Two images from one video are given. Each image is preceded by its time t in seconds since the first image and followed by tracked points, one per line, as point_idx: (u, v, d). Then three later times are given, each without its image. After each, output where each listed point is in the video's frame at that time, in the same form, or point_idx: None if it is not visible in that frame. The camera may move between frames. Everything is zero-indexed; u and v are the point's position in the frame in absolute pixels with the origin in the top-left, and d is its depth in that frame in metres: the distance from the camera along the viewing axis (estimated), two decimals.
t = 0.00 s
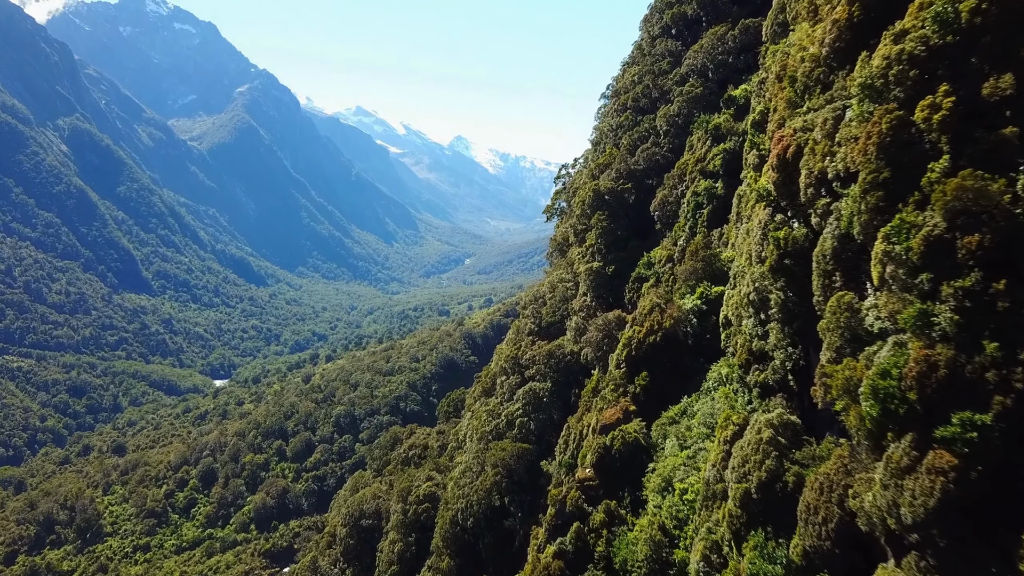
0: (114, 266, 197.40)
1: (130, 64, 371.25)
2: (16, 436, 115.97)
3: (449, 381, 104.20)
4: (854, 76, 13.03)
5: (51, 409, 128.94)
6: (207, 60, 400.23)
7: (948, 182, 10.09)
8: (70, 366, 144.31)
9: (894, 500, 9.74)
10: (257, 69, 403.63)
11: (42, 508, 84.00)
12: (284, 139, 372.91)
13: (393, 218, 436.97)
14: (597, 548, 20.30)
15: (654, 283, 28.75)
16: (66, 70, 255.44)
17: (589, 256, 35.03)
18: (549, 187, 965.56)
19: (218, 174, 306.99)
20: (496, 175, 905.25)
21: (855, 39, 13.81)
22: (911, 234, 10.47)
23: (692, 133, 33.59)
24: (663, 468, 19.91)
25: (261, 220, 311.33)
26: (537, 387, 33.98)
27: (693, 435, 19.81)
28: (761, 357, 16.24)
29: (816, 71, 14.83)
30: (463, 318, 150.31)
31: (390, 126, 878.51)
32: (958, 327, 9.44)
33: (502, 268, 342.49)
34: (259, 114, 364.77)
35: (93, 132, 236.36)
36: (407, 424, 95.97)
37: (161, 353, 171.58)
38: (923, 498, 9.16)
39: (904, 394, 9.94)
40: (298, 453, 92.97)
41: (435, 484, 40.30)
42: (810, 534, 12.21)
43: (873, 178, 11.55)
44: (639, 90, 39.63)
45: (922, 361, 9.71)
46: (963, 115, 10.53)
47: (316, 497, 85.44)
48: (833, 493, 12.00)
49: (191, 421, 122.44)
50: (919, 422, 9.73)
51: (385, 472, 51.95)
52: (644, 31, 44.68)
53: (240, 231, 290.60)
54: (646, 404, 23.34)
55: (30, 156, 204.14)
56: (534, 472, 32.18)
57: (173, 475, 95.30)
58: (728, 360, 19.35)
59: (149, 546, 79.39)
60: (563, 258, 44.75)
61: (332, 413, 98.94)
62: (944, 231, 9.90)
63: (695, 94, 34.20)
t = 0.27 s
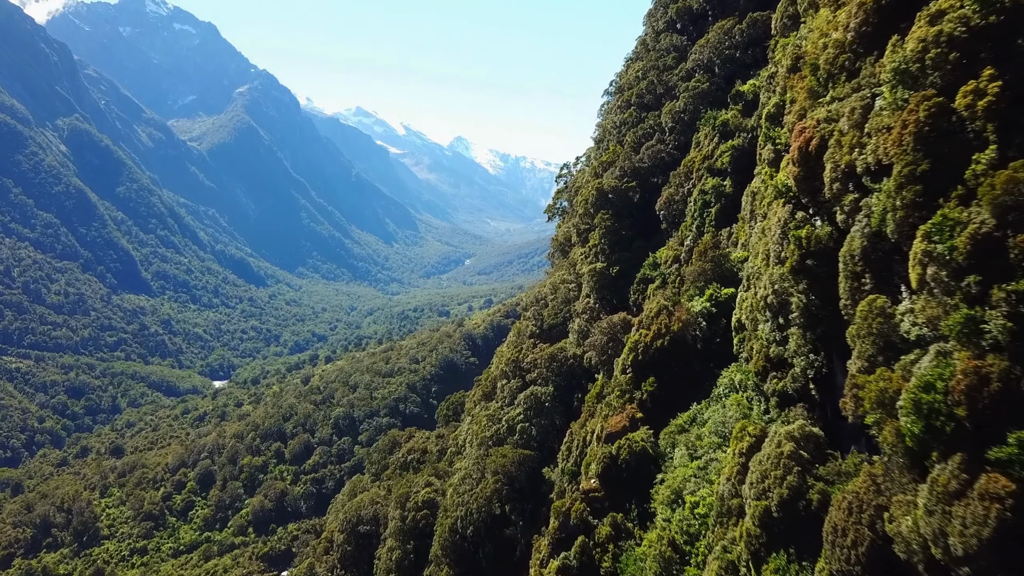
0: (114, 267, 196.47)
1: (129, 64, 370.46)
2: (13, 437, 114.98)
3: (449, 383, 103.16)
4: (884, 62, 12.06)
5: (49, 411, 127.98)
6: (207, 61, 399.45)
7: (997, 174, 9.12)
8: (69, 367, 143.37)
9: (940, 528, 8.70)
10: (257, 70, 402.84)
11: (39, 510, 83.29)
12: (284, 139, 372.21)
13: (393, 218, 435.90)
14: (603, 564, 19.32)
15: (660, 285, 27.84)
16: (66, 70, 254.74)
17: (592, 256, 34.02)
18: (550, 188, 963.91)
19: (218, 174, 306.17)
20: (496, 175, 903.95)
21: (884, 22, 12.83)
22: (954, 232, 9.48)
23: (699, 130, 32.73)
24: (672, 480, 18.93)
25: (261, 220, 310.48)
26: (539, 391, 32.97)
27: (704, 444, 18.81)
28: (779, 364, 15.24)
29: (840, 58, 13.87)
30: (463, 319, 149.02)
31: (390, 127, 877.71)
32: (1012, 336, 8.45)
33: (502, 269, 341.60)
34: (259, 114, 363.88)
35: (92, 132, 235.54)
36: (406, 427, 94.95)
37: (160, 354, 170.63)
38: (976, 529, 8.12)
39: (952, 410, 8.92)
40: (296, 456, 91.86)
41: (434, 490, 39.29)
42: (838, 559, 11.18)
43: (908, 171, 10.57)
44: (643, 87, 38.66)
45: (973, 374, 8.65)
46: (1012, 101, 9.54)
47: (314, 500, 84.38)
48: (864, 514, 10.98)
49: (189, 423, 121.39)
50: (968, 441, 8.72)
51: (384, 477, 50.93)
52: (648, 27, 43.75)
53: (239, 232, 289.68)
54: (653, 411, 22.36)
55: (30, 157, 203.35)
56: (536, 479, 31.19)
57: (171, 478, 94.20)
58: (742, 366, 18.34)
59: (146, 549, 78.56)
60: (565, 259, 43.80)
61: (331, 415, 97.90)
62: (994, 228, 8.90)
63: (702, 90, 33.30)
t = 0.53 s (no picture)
0: (113, 267, 195.50)
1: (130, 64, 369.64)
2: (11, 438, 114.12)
3: (449, 385, 102.09)
4: (921, 44, 11.06)
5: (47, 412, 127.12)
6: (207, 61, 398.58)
7: None
8: (67, 368, 142.50)
9: (999, 564, 7.70)
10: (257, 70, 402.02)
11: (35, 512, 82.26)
12: (284, 140, 371.21)
13: (393, 218, 434.77)
14: None
15: (667, 286, 26.92)
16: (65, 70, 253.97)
17: (596, 257, 33.04)
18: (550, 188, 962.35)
19: (217, 174, 305.33)
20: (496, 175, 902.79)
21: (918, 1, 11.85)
22: (1008, 230, 8.50)
23: (706, 126, 31.84)
24: (683, 491, 17.94)
25: (261, 221, 309.66)
26: (540, 395, 31.95)
27: (717, 454, 17.84)
28: (800, 372, 14.26)
29: (868, 43, 12.88)
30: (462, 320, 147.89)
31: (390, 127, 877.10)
32: None
33: (503, 269, 340.52)
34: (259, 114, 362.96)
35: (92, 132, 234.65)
36: (406, 428, 93.88)
37: (160, 354, 169.72)
38: None
39: (1010, 430, 7.95)
40: (295, 457, 90.86)
41: (432, 496, 38.31)
42: None
43: (952, 162, 9.58)
44: (648, 82, 37.69)
45: None
46: None
47: (313, 502, 83.51)
48: (902, 540, 9.99)
49: (188, 424, 120.44)
50: None
51: (382, 481, 49.92)
52: (652, 21, 42.79)
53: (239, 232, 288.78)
54: (661, 419, 21.36)
55: (29, 157, 202.39)
56: (538, 486, 30.23)
57: (169, 480, 93.21)
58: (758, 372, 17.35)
59: (143, 552, 77.47)
60: (567, 259, 42.87)
61: (330, 416, 96.87)
62: None
63: (709, 84, 32.40)
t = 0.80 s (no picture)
0: (112, 266, 194.34)
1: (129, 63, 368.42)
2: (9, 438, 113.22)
3: (449, 385, 101.23)
4: (966, 21, 10.09)
5: (46, 411, 126.20)
6: (206, 60, 397.27)
7: None
8: (66, 367, 141.58)
9: None
10: (257, 69, 400.83)
11: (32, 513, 81.33)
12: (284, 139, 370.14)
13: (393, 217, 433.52)
14: None
15: (674, 287, 26.08)
16: (65, 69, 252.74)
17: (599, 255, 32.10)
18: (550, 187, 960.05)
19: (217, 173, 304.24)
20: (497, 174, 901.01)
21: None
22: None
23: (714, 120, 30.90)
24: (695, 502, 16.94)
25: (261, 220, 308.71)
26: (542, 399, 30.98)
27: (731, 465, 16.83)
28: (823, 379, 13.32)
29: (900, 24, 11.93)
30: (462, 319, 146.89)
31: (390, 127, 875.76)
32: None
33: (503, 268, 339.54)
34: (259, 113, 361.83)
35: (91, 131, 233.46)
36: (405, 429, 92.90)
37: (159, 354, 168.84)
38: None
39: None
40: (293, 458, 89.98)
41: (431, 500, 37.35)
42: None
43: (1006, 150, 8.60)
44: (652, 76, 36.70)
45: None
46: None
47: (312, 503, 82.61)
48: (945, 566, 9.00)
49: (186, 423, 119.51)
50: None
51: (380, 484, 48.95)
52: (657, 14, 41.76)
53: (239, 231, 287.75)
54: (669, 425, 20.40)
55: (28, 156, 201.19)
56: (540, 493, 29.28)
57: (166, 480, 92.21)
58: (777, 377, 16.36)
59: (141, 553, 76.53)
60: (569, 258, 41.94)
61: (329, 417, 95.93)
62: None
63: (716, 78, 31.44)
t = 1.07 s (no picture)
0: (111, 265, 193.26)
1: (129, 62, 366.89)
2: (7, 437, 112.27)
3: (449, 385, 100.27)
4: None
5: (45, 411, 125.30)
6: (206, 58, 395.83)
7: None
8: (64, 366, 140.62)
9: None
10: (257, 67, 399.54)
11: (29, 514, 80.39)
12: (283, 137, 369.05)
13: (393, 216, 432.24)
14: None
15: (683, 286, 25.12)
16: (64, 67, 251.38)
17: (603, 254, 31.11)
18: (550, 186, 957.74)
19: (217, 172, 303.06)
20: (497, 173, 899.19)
21: None
22: None
23: (722, 114, 29.95)
24: (708, 516, 15.97)
25: (260, 218, 307.64)
26: (544, 402, 29.98)
27: (746, 476, 15.87)
28: (851, 388, 12.32)
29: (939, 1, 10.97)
30: (463, 318, 145.75)
31: (390, 125, 873.70)
32: None
33: (503, 267, 338.53)
34: (259, 112, 360.52)
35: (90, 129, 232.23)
36: (405, 429, 91.98)
37: (158, 353, 167.87)
38: None
39: None
40: (291, 458, 89.08)
41: (430, 505, 36.38)
42: None
43: None
44: (658, 69, 35.72)
45: None
46: None
47: (310, 504, 81.67)
48: None
49: (185, 423, 118.57)
50: None
51: (379, 487, 47.99)
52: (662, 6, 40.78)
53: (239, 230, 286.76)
54: (679, 433, 19.42)
55: (26, 155, 199.93)
56: (542, 499, 28.32)
57: (164, 480, 91.27)
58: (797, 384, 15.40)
59: (138, 555, 75.47)
60: (571, 257, 41.00)
61: (328, 417, 94.97)
62: None
63: (723, 70, 30.47)
